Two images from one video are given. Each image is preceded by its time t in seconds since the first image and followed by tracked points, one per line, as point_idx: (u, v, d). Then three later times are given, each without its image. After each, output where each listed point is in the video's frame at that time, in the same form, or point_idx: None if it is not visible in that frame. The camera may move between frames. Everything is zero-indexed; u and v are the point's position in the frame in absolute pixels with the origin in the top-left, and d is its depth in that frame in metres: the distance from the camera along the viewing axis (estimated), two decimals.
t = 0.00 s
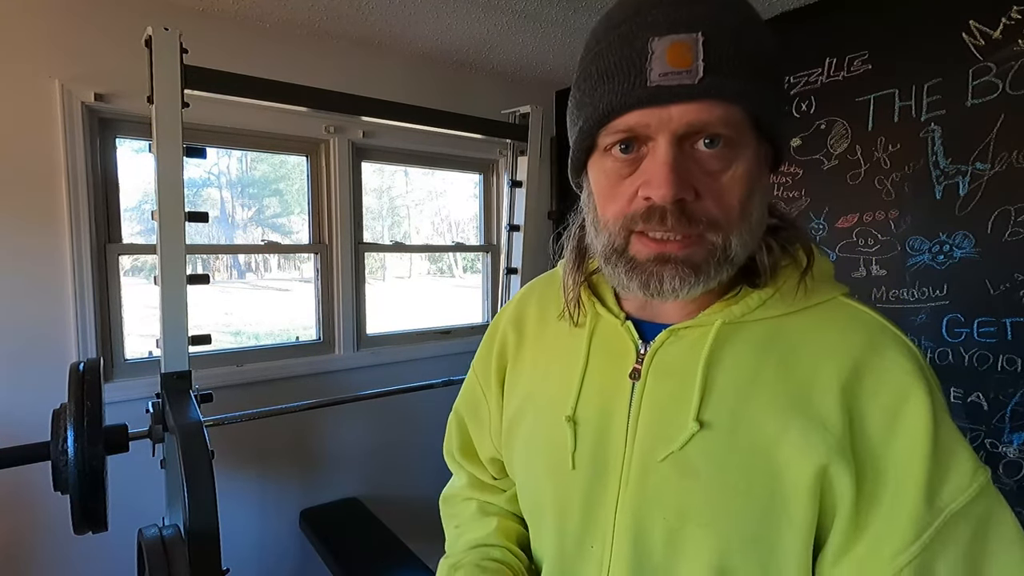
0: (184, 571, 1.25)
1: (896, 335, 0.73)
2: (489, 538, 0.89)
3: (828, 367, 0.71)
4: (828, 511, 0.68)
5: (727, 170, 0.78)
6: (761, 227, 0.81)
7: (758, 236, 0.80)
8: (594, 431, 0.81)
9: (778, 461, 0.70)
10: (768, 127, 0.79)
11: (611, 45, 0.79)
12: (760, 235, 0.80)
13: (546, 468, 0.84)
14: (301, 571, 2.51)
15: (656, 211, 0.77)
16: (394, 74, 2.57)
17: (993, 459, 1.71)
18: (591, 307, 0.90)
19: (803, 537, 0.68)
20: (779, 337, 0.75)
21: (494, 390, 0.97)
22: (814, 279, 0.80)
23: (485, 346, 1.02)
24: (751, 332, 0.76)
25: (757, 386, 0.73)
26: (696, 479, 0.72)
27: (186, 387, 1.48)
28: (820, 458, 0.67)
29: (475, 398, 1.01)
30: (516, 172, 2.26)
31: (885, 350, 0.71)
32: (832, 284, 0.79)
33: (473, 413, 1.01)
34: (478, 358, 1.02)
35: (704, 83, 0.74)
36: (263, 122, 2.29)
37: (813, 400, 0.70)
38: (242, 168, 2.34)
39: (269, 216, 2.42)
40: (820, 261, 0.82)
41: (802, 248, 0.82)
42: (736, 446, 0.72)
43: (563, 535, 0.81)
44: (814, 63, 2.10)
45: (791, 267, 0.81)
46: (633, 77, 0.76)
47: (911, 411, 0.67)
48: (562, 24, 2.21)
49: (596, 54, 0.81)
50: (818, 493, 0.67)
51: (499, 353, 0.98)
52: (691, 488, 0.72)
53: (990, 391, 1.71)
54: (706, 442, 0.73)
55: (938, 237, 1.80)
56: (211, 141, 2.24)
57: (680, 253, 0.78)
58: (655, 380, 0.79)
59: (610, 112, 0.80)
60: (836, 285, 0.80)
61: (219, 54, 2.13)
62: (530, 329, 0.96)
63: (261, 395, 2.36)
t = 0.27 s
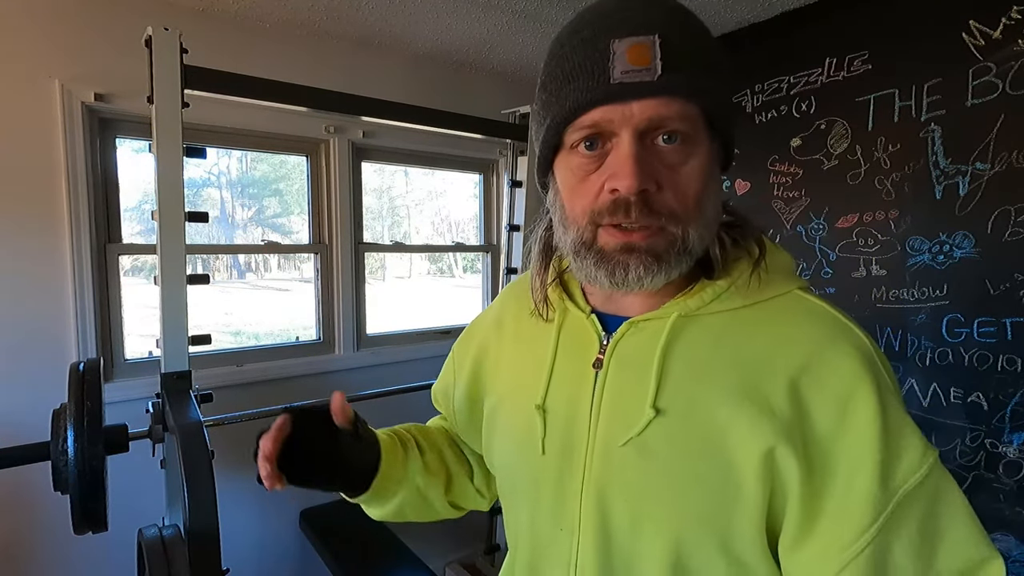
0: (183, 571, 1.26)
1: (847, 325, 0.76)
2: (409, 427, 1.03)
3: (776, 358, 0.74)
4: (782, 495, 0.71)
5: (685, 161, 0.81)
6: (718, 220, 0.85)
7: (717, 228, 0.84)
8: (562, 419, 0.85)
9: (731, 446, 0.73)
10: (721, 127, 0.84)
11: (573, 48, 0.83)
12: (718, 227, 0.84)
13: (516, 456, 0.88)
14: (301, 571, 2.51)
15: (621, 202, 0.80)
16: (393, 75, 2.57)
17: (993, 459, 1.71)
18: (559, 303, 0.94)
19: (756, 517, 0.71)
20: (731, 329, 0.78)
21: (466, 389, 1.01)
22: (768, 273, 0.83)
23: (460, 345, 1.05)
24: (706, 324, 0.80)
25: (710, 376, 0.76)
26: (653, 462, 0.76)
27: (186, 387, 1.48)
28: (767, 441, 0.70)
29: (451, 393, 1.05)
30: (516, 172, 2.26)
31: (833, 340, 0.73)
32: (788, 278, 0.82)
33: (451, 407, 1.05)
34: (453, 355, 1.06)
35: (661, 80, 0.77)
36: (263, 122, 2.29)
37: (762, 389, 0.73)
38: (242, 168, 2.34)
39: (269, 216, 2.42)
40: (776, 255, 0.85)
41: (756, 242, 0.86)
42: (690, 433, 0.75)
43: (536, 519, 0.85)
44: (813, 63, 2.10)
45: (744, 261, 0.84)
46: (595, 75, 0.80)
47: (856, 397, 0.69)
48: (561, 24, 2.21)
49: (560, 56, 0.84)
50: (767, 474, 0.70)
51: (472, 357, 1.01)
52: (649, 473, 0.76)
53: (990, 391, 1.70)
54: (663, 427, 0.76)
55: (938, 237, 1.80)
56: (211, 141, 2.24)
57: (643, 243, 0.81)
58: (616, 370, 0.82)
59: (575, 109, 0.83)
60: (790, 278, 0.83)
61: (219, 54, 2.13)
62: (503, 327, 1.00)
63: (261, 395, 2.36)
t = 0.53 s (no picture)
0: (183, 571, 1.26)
1: (816, 322, 0.76)
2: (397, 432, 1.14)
3: (738, 354, 0.76)
4: (741, 487, 0.73)
5: (654, 167, 0.85)
6: (688, 219, 0.88)
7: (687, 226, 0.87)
8: (538, 413, 0.88)
9: (693, 441, 0.75)
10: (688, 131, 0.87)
11: (544, 60, 0.87)
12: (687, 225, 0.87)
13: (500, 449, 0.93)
14: (302, 571, 2.51)
15: (591, 206, 0.84)
16: (393, 75, 2.57)
17: (993, 459, 1.71)
18: (542, 303, 0.98)
19: (714, 508, 0.73)
20: (698, 326, 0.80)
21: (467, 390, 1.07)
22: (738, 270, 0.84)
23: (463, 346, 1.12)
24: (673, 321, 0.82)
25: (675, 372, 0.79)
26: (618, 455, 0.79)
27: (186, 387, 1.48)
28: (724, 436, 0.72)
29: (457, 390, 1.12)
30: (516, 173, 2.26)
31: (797, 337, 0.74)
32: (760, 275, 0.83)
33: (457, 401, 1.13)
34: (458, 356, 1.12)
35: (626, 89, 0.81)
36: (264, 122, 2.29)
37: (724, 384, 0.75)
38: (242, 168, 2.34)
39: (269, 216, 2.42)
40: (748, 251, 0.86)
41: (726, 237, 0.88)
42: (654, 427, 0.78)
43: (515, 509, 0.89)
44: (813, 63, 2.10)
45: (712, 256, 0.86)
46: (564, 87, 0.84)
47: (815, 393, 0.70)
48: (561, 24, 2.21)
49: (532, 69, 0.89)
50: (725, 467, 0.73)
51: (473, 356, 1.08)
52: (614, 466, 0.79)
53: (990, 391, 1.70)
54: (627, 421, 0.79)
55: (938, 237, 1.80)
56: (211, 141, 2.24)
57: (617, 245, 0.84)
58: (587, 365, 0.86)
59: (547, 118, 0.87)
60: (761, 272, 0.83)
61: (219, 54, 2.13)
62: (498, 329, 1.06)
63: (261, 395, 2.36)
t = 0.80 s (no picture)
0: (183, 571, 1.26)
1: (799, 322, 0.75)
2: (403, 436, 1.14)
3: (718, 356, 0.75)
4: (722, 488, 0.73)
5: (633, 168, 0.85)
6: (672, 220, 0.87)
7: (670, 227, 0.86)
8: (527, 414, 0.89)
9: (673, 442, 0.75)
10: (667, 130, 0.86)
11: (520, 67, 0.87)
12: (670, 227, 0.86)
13: (495, 450, 0.94)
14: (302, 571, 2.51)
15: (571, 209, 0.84)
16: (393, 74, 2.57)
17: (994, 459, 1.71)
18: (533, 306, 0.99)
19: (694, 510, 0.73)
20: (680, 327, 0.80)
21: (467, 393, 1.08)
22: (721, 270, 0.83)
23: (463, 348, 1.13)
24: (656, 322, 0.82)
25: (656, 373, 0.79)
26: (600, 455, 0.79)
27: (186, 387, 1.48)
28: (702, 437, 0.72)
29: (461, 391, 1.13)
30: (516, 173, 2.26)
31: (778, 338, 0.73)
32: (745, 276, 0.82)
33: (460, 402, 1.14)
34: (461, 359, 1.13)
35: (602, 94, 0.81)
36: (264, 122, 2.29)
37: (704, 386, 0.75)
38: (242, 168, 2.34)
39: (269, 216, 2.42)
40: (735, 252, 0.86)
41: (710, 237, 0.87)
42: (635, 428, 0.78)
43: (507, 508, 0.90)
44: (813, 63, 2.10)
45: (695, 257, 0.86)
46: (540, 93, 0.84)
47: (794, 394, 0.70)
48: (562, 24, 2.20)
49: (511, 75, 0.89)
50: (705, 469, 0.72)
51: (472, 359, 1.09)
52: (596, 466, 0.79)
53: (990, 391, 1.70)
54: (609, 422, 0.79)
55: (938, 237, 1.80)
56: (212, 141, 2.24)
57: (596, 247, 0.84)
58: (572, 367, 0.86)
59: (525, 124, 0.87)
60: (747, 273, 0.82)
61: (219, 54, 2.13)
62: (493, 331, 1.06)
63: (261, 395, 2.36)
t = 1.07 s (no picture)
0: (183, 571, 1.26)
1: (802, 326, 0.75)
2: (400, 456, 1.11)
3: (721, 358, 0.75)
4: (722, 492, 0.72)
5: (639, 166, 0.85)
6: (676, 220, 0.87)
7: (674, 226, 0.86)
8: (528, 414, 0.89)
9: (674, 444, 0.75)
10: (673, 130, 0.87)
11: (529, 60, 0.87)
12: (674, 226, 0.86)
13: (495, 451, 0.93)
14: (301, 571, 2.51)
15: (578, 204, 0.84)
16: (394, 74, 2.57)
17: (994, 459, 1.71)
18: (536, 305, 0.99)
19: (695, 514, 0.72)
20: (683, 329, 0.80)
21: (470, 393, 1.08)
22: (725, 272, 0.83)
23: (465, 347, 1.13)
24: (657, 324, 0.82)
25: (658, 375, 0.78)
26: (601, 458, 0.79)
27: (186, 387, 1.48)
28: (704, 439, 0.72)
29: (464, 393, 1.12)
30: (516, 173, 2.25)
31: (781, 341, 0.73)
32: (749, 278, 0.82)
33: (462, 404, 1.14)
34: (463, 358, 1.13)
35: (610, 88, 0.82)
36: (264, 122, 2.29)
37: (707, 389, 0.74)
38: (242, 168, 2.34)
39: (269, 216, 2.42)
40: (739, 253, 0.85)
41: (714, 237, 0.87)
42: (636, 431, 0.77)
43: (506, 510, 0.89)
44: (813, 63, 2.10)
45: (698, 257, 0.86)
46: (549, 86, 0.84)
47: (798, 398, 0.69)
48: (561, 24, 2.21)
49: (519, 69, 0.89)
50: (706, 472, 0.72)
51: (474, 359, 1.09)
52: (596, 469, 0.79)
53: (990, 391, 1.70)
54: (610, 424, 0.79)
55: (938, 237, 1.80)
56: (212, 141, 2.25)
57: (602, 243, 0.84)
58: (574, 368, 0.86)
59: (533, 117, 0.87)
60: (749, 273, 0.82)
61: (219, 54, 2.14)
62: (496, 330, 1.06)
63: (261, 395, 2.36)
